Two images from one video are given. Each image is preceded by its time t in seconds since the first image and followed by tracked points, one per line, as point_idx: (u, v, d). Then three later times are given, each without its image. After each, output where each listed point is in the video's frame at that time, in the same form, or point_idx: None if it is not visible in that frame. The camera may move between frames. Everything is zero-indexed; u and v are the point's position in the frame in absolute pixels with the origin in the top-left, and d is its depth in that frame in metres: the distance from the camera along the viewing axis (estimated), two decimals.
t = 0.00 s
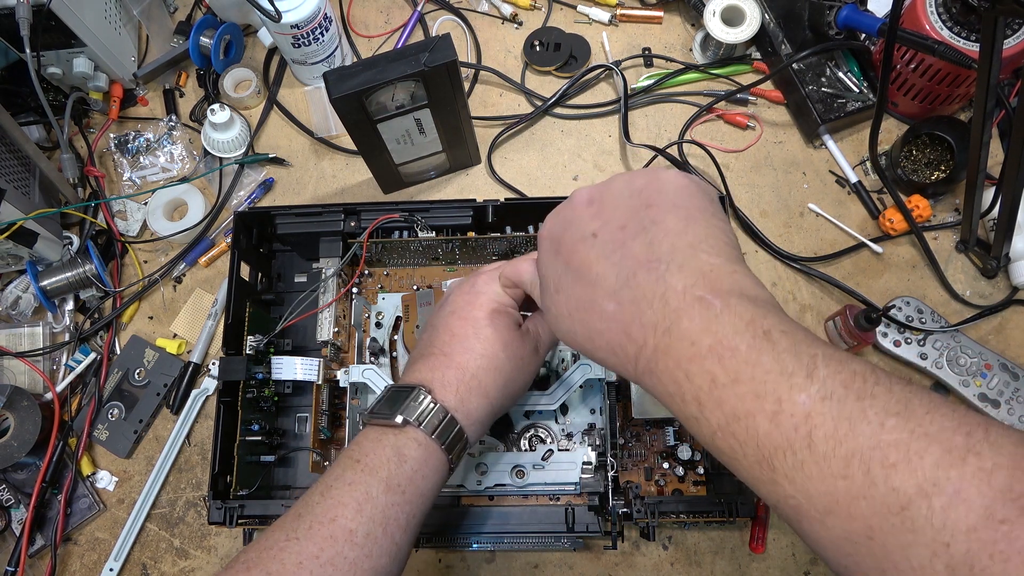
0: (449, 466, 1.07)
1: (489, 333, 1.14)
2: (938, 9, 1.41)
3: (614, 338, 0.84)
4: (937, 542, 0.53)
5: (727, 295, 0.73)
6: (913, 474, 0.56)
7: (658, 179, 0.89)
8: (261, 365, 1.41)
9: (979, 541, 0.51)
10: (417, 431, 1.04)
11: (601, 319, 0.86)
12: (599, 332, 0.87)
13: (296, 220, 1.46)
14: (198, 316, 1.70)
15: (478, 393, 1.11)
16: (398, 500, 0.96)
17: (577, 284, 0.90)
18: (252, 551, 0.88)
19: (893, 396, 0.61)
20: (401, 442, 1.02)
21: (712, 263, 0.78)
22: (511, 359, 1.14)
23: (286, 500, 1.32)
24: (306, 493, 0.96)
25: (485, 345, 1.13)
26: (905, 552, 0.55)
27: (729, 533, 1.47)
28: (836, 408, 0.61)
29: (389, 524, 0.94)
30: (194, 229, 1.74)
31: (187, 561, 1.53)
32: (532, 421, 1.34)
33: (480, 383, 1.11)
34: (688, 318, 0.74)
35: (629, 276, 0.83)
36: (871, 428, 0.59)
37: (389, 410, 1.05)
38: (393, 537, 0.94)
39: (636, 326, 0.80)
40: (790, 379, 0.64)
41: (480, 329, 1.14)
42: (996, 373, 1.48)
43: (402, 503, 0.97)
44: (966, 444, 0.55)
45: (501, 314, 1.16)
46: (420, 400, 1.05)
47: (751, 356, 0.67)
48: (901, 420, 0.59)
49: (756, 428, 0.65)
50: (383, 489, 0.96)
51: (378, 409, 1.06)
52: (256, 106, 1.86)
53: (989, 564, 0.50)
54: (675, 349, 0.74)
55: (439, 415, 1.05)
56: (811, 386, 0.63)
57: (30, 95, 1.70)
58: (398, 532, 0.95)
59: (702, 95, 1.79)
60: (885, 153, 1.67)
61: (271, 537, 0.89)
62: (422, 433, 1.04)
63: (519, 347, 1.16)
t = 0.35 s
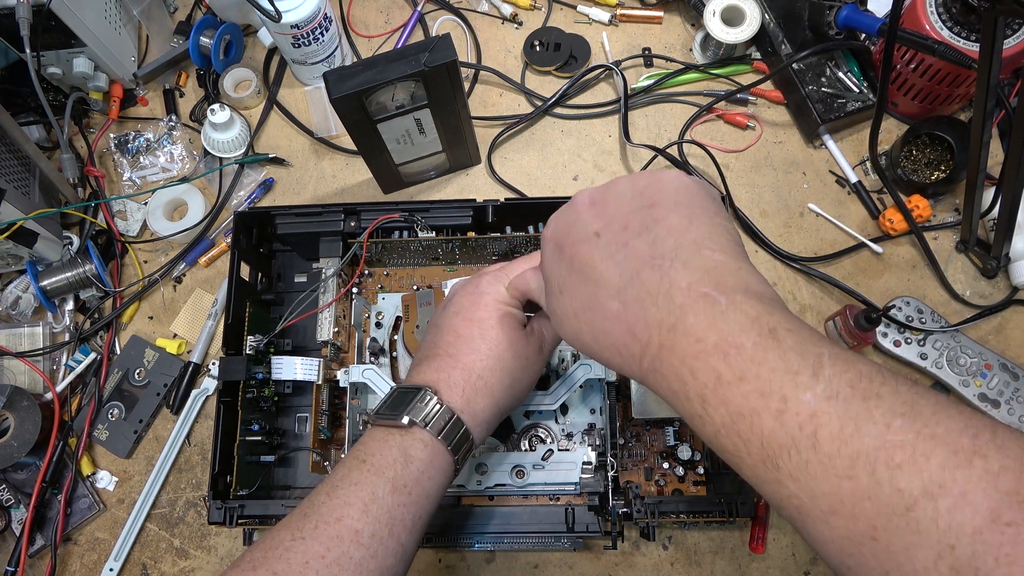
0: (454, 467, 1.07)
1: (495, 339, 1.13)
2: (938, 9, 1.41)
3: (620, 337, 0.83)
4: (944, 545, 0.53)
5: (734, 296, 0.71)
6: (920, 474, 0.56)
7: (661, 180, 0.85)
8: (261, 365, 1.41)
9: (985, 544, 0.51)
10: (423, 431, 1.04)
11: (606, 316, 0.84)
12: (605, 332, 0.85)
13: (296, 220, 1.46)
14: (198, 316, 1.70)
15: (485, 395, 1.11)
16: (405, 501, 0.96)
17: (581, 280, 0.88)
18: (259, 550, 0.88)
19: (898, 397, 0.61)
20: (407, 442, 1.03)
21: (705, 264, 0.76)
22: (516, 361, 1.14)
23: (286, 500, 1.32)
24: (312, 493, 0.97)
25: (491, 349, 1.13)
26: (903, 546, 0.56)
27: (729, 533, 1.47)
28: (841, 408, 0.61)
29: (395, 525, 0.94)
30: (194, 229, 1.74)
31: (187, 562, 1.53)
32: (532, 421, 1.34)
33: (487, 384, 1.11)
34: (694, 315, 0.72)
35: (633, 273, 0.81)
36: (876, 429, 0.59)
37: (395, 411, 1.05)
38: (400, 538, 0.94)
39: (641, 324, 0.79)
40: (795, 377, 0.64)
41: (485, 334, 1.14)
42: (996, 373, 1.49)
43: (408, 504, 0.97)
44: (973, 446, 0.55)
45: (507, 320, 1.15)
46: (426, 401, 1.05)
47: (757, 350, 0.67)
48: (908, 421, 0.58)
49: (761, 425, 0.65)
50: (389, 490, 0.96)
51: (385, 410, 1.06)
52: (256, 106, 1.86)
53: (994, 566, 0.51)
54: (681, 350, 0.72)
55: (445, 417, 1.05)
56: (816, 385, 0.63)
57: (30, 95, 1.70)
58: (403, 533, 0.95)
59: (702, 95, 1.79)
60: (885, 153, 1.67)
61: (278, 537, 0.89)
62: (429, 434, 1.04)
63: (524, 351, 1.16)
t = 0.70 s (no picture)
0: (449, 463, 1.07)
1: (490, 336, 1.14)
2: (938, 9, 1.41)
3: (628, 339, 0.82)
4: (945, 546, 0.55)
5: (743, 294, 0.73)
6: (923, 478, 0.57)
7: (672, 185, 0.87)
8: (261, 365, 1.41)
9: (987, 547, 0.53)
10: (418, 428, 1.04)
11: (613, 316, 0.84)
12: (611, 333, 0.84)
13: (296, 220, 1.46)
14: (198, 316, 1.69)
15: (479, 390, 1.11)
16: (401, 498, 0.96)
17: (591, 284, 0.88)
18: (254, 549, 0.88)
19: (904, 401, 0.62)
20: (401, 439, 1.03)
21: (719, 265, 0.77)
22: (510, 357, 1.14)
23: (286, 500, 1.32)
24: (307, 491, 0.96)
25: (485, 345, 1.13)
26: (905, 548, 0.57)
27: (729, 533, 1.47)
28: (847, 411, 0.62)
29: (390, 521, 0.94)
30: (194, 229, 1.74)
31: (187, 562, 1.53)
32: (532, 421, 1.34)
33: (481, 380, 1.11)
34: (705, 316, 0.73)
35: (643, 275, 0.81)
36: (881, 432, 0.60)
37: (388, 407, 1.05)
38: (395, 535, 0.94)
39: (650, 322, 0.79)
40: (802, 380, 0.65)
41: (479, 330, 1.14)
42: (996, 373, 1.49)
43: (403, 500, 0.97)
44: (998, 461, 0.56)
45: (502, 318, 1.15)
46: (420, 398, 1.05)
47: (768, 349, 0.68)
48: (913, 425, 0.60)
49: (768, 428, 0.65)
50: (385, 487, 0.96)
51: (378, 406, 1.06)
52: (256, 106, 1.86)
53: (994, 568, 0.52)
54: (692, 349, 0.73)
55: (439, 413, 1.05)
56: (823, 388, 0.64)
57: (30, 95, 1.70)
58: (399, 529, 0.95)
59: (702, 95, 1.79)
60: (885, 153, 1.67)
61: (272, 535, 0.89)
62: (423, 430, 1.04)
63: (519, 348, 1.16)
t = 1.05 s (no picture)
0: (449, 462, 1.07)
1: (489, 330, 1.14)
2: (938, 9, 1.41)
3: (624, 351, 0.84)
4: (946, 554, 0.54)
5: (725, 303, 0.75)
6: (923, 485, 0.56)
7: (656, 185, 0.89)
8: (261, 365, 1.41)
9: (986, 554, 0.52)
10: (418, 426, 1.04)
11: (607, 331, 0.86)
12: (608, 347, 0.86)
13: (296, 220, 1.46)
14: (198, 316, 1.69)
15: (479, 390, 1.11)
16: (402, 494, 0.97)
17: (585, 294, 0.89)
18: (256, 546, 0.88)
19: (901, 407, 0.61)
20: (402, 437, 1.02)
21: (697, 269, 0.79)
22: (509, 357, 1.14)
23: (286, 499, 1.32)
24: (308, 489, 0.96)
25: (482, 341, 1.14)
26: (904, 555, 0.56)
27: (729, 533, 1.47)
28: (842, 419, 0.61)
29: (390, 518, 0.94)
30: (194, 229, 1.74)
31: (187, 562, 1.53)
32: (532, 421, 1.34)
33: (481, 380, 1.11)
34: (694, 326, 0.74)
35: (634, 286, 0.83)
36: (878, 439, 0.59)
37: (389, 405, 1.05)
38: (395, 531, 0.94)
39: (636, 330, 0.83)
40: (796, 389, 0.64)
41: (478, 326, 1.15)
42: (996, 373, 1.49)
43: (404, 497, 0.97)
44: (975, 458, 0.56)
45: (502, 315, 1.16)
46: (420, 396, 1.05)
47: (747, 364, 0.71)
48: (910, 431, 0.59)
49: (763, 438, 0.65)
50: (386, 484, 0.96)
51: (379, 404, 1.06)
52: (256, 106, 1.86)
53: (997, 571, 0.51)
54: (680, 361, 0.74)
55: (439, 411, 1.05)
56: (817, 396, 0.63)
57: (30, 95, 1.70)
58: (400, 526, 0.95)
59: (702, 95, 1.79)
60: (885, 153, 1.67)
61: (274, 532, 0.89)
62: (423, 428, 1.04)
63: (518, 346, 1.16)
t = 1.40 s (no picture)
0: (450, 464, 1.07)
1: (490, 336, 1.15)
2: (938, 9, 1.41)
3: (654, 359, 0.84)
4: (957, 554, 0.54)
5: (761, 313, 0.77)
6: (935, 486, 0.57)
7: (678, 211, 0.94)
8: (261, 365, 1.41)
9: (997, 553, 0.52)
10: (419, 428, 1.04)
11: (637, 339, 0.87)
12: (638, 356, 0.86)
13: (297, 220, 1.46)
14: (198, 316, 1.69)
15: (481, 392, 1.11)
16: (403, 498, 0.96)
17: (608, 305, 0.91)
18: (257, 548, 0.88)
19: (918, 411, 0.62)
20: (403, 440, 1.02)
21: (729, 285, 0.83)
22: (510, 359, 1.14)
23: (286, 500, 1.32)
24: (310, 490, 0.96)
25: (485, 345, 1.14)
26: (917, 556, 0.56)
27: (730, 533, 1.47)
28: (862, 421, 0.63)
29: (393, 522, 0.94)
30: (194, 229, 1.74)
31: (187, 562, 1.53)
32: (532, 421, 1.33)
33: (483, 382, 1.11)
34: (724, 332, 0.75)
35: (658, 296, 0.85)
36: (895, 441, 0.60)
37: (391, 407, 1.05)
38: (398, 534, 0.94)
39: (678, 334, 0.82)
40: (819, 391, 0.66)
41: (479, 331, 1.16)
42: (996, 373, 1.49)
43: (406, 500, 0.97)
44: (989, 462, 0.56)
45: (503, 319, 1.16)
46: (422, 398, 1.05)
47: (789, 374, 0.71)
48: (926, 434, 0.60)
49: (784, 438, 0.66)
50: (387, 488, 0.96)
51: (380, 407, 1.06)
52: (256, 106, 1.86)
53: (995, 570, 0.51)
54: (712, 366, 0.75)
55: (441, 414, 1.05)
56: (839, 399, 0.65)
57: (30, 95, 1.70)
58: (402, 529, 0.95)
59: (702, 96, 1.79)
60: (885, 153, 1.67)
61: (276, 534, 0.89)
62: (425, 431, 1.04)
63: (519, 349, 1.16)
